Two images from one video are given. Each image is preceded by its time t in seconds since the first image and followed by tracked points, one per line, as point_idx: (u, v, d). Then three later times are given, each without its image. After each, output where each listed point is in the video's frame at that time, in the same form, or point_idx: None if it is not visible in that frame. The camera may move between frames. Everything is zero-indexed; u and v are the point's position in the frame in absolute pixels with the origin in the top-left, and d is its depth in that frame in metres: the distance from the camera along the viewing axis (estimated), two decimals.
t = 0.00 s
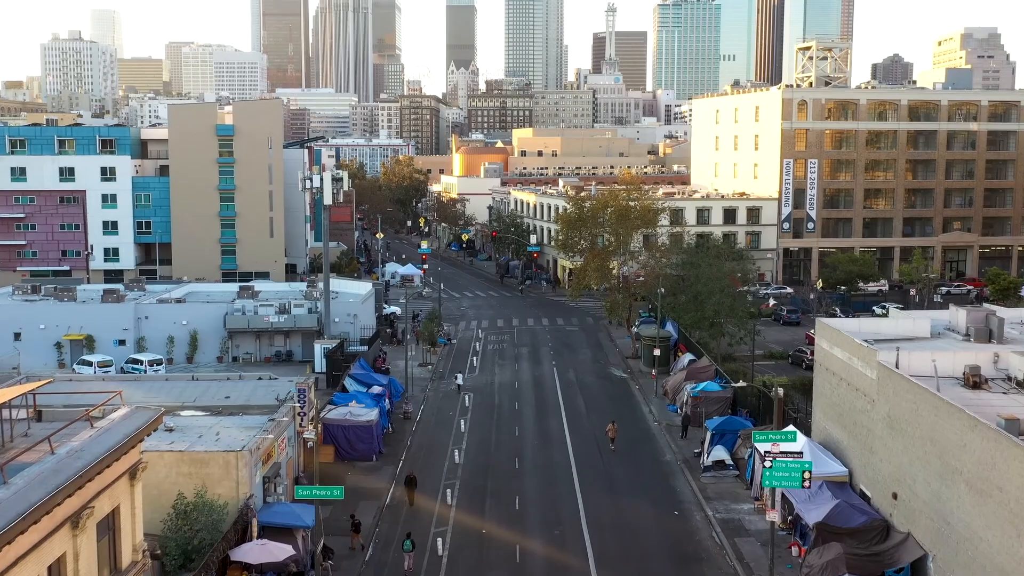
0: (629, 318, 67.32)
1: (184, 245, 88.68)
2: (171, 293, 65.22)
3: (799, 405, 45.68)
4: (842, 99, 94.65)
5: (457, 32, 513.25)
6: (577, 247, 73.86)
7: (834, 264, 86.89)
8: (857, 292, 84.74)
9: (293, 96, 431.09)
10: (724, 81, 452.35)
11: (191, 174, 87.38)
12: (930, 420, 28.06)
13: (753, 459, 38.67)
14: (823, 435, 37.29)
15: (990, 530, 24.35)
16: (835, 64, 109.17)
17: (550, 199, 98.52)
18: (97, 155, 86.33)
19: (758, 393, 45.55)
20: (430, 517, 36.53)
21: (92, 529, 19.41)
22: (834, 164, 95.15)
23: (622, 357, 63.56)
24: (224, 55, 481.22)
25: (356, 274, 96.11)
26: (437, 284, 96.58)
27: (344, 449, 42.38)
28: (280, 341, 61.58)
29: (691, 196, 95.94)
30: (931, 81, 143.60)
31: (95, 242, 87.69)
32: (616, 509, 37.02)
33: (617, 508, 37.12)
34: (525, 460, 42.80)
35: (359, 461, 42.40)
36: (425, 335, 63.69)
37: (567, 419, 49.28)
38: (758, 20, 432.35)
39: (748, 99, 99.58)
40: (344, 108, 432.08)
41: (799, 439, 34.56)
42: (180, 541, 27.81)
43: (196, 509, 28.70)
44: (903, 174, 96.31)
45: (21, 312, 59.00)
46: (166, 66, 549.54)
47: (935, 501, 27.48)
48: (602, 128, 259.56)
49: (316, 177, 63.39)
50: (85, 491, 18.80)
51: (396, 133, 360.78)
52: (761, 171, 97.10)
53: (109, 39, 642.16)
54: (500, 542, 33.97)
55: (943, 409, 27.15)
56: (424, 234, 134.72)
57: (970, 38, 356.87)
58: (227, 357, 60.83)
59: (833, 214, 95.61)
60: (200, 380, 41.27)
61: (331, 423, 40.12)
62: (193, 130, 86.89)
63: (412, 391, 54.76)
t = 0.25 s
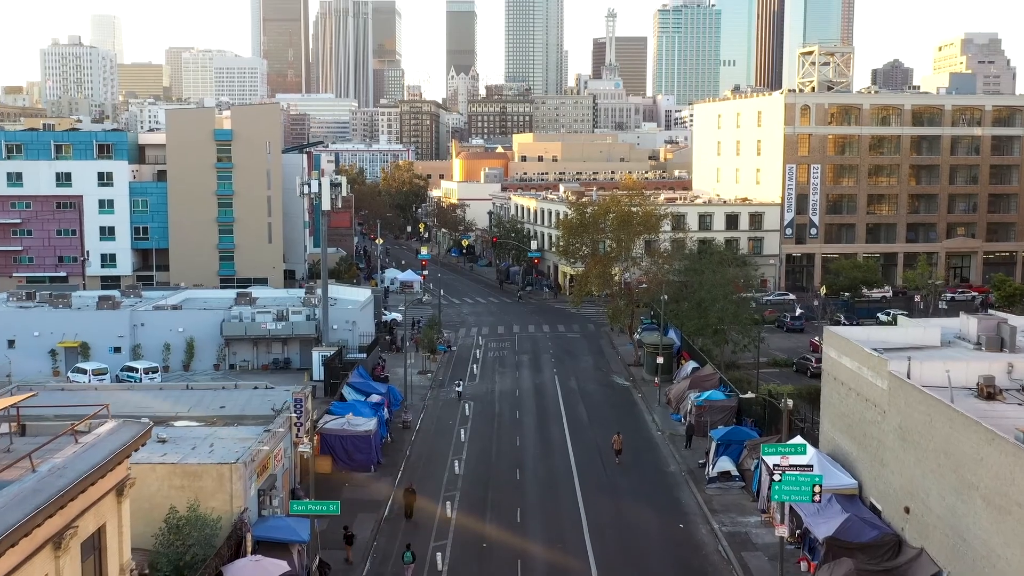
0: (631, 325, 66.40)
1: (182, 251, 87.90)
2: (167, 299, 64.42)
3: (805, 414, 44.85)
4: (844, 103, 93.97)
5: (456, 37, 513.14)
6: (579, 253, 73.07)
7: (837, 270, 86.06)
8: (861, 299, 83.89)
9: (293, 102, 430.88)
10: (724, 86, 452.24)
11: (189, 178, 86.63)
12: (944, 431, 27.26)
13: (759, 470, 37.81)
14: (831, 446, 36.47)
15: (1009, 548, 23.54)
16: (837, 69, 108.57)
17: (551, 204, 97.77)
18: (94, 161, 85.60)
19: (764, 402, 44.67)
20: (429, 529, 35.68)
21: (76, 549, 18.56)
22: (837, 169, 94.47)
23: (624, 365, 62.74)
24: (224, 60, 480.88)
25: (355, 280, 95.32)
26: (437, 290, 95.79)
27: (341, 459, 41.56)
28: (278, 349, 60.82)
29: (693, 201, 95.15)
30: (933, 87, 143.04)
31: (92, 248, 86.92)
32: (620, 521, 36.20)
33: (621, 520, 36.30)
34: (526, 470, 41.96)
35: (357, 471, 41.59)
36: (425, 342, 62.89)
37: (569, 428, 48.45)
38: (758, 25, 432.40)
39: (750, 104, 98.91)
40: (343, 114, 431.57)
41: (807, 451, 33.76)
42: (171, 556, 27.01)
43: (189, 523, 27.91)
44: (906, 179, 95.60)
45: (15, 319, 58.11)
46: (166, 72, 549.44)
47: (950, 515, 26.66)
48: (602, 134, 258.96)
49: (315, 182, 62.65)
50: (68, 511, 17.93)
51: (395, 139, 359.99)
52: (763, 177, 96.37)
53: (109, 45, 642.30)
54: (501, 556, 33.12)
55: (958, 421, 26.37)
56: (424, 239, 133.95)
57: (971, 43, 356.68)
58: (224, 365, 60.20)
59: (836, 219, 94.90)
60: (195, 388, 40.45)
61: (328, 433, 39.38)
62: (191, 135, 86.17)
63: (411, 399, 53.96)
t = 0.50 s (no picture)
0: (633, 331, 65.63)
1: (179, 256, 87.23)
2: (164, 305, 63.78)
3: (811, 423, 44.12)
4: (847, 107, 93.32)
5: (456, 42, 513.00)
6: (580, 258, 72.06)
7: (841, 275, 85.27)
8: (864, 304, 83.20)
9: (293, 106, 430.74)
10: (724, 91, 452.11)
11: (187, 183, 86.02)
12: (957, 442, 26.57)
13: (765, 480, 37.06)
14: (839, 456, 35.75)
15: None
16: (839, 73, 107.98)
17: (551, 209, 97.11)
18: (91, 165, 85.44)
19: (769, 410, 43.91)
20: (428, 540, 34.92)
21: (60, 568, 17.78)
22: (839, 174, 93.85)
23: (626, 371, 62.03)
24: (224, 65, 480.70)
25: (355, 285, 94.58)
26: (437, 295, 95.06)
27: (339, 468, 40.84)
28: (276, 355, 59.89)
29: (694, 206, 94.48)
30: (935, 91, 142.52)
31: (89, 252, 86.34)
32: (623, 531, 35.46)
33: (625, 530, 35.60)
34: (527, 480, 41.23)
35: (355, 481, 40.84)
36: (424, 349, 62.19)
37: (571, 437, 47.72)
38: (758, 30, 432.47)
39: (752, 108, 98.31)
40: (343, 118, 431.27)
41: (816, 460, 33.05)
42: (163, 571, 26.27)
43: (181, 536, 27.19)
44: (909, 184, 94.96)
45: (10, 325, 57.57)
46: (166, 76, 549.42)
47: (965, 529, 25.93)
48: (602, 139, 258.48)
49: (313, 187, 61.96)
50: (50, 528, 17.15)
51: (395, 143, 359.56)
52: (765, 181, 95.72)
53: (109, 50, 641.73)
54: (502, 568, 32.37)
55: (971, 432, 25.68)
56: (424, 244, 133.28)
57: (971, 48, 356.61)
58: (221, 371, 59.34)
59: (839, 224, 94.19)
60: (190, 396, 39.76)
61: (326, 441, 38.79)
62: (189, 139, 85.55)
63: (411, 407, 53.26)
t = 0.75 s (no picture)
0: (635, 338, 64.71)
1: (177, 262, 86.50)
2: (160, 312, 63.05)
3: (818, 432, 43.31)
4: (851, 112, 92.62)
5: (456, 47, 512.93)
6: (582, 264, 71.15)
7: (845, 282, 84.45)
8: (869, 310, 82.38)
9: (293, 111, 430.45)
10: (725, 96, 452.19)
11: (185, 188, 85.28)
12: (973, 456, 25.76)
13: (772, 491, 36.18)
14: (848, 468, 34.91)
15: None
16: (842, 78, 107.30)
17: (552, 214, 96.33)
18: (88, 170, 84.16)
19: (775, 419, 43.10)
20: (428, 553, 34.07)
21: None
22: (842, 179, 93.12)
23: (628, 379, 61.18)
24: (224, 70, 480.53)
25: (354, 291, 93.80)
26: (437, 301, 94.25)
27: (336, 479, 39.97)
28: (274, 362, 59.28)
29: (697, 212, 93.67)
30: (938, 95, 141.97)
31: (86, 258, 85.55)
32: (627, 544, 34.61)
33: (630, 543, 34.73)
34: (529, 492, 40.38)
35: (353, 492, 39.96)
36: (424, 356, 61.36)
37: (573, 447, 46.88)
38: (758, 36, 432.59)
39: (754, 113, 97.60)
40: (344, 124, 430.97)
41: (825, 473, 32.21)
42: None
43: (172, 551, 26.35)
44: (913, 189, 94.21)
45: (3, 332, 56.70)
46: (166, 81, 549.21)
47: (982, 547, 25.08)
48: (603, 144, 257.89)
49: (311, 192, 61.18)
50: (28, 552, 16.26)
51: (395, 148, 358.95)
52: (768, 186, 94.98)
53: (109, 55, 642.07)
54: None
55: (988, 445, 24.87)
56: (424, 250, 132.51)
57: (971, 53, 356.55)
58: (218, 379, 58.66)
59: (841, 229, 93.48)
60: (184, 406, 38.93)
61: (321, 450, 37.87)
62: (187, 144, 84.82)
63: (410, 415, 52.42)
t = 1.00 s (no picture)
0: (637, 344, 63.93)
1: (175, 267, 85.77)
2: (157, 317, 62.30)
3: (825, 440, 42.61)
4: (853, 116, 92.01)
5: (456, 52, 512.76)
6: (583, 269, 70.38)
7: (848, 287, 83.68)
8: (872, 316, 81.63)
9: (293, 116, 430.04)
10: (725, 101, 452.00)
11: (183, 193, 84.63)
12: (988, 467, 25.05)
13: (779, 501, 35.48)
14: (856, 478, 34.18)
15: None
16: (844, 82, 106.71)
17: (553, 219, 95.65)
18: (85, 174, 83.80)
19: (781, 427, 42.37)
20: (427, 564, 33.34)
21: None
22: (844, 184, 92.47)
23: (630, 386, 60.45)
24: (224, 74, 480.26)
25: (353, 296, 93.09)
26: (437, 307, 93.55)
27: (334, 489, 39.22)
28: (271, 368, 58.16)
29: (698, 216, 92.95)
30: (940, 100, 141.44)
31: (83, 263, 84.82)
32: (630, 555, 33.88)
33: (633, 554, 33.98)
34: (530, 501, 39.63)
35: (351, 502, 39.21)
36: (424, 362, 60.64)
37: (575, 455, 46.14)
38: (758, 40, 432.57)
39: (756, 117, 96.98)
40: (344, 128, 430.58)
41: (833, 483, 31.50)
42: None
43: (164, 565, 25.63)
44: (916, 194, 93.53)
45: None
46: (166, 86, 549.08)
47: (997, 560, 24.37)
48: (603, 148, 257.28)
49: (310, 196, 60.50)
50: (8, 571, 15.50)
51: (395, 153, 358.33)
52: (770, 191, 94.34)
53: (108, 60, 641.68)
54: None
55: (1004, 456, 24.18)
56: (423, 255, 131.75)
57: (971, 58, 356.46)
58: (215, 387, 57.64)
59: (844, 234, 92.80)
60: (179, 414, 38.20)
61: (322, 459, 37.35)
62: (185, 148, 84.18)
63: (409, 423, 51.70)
